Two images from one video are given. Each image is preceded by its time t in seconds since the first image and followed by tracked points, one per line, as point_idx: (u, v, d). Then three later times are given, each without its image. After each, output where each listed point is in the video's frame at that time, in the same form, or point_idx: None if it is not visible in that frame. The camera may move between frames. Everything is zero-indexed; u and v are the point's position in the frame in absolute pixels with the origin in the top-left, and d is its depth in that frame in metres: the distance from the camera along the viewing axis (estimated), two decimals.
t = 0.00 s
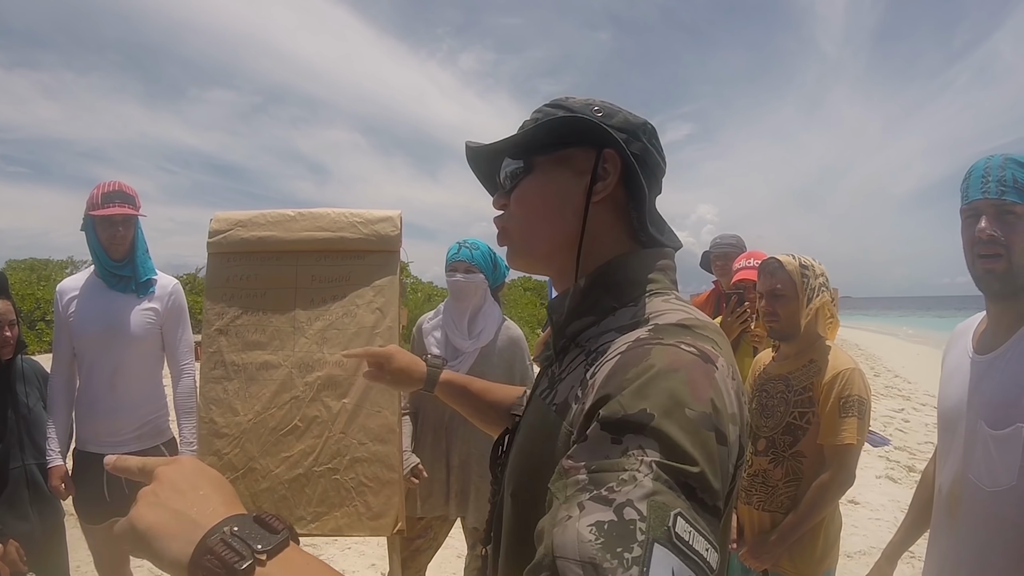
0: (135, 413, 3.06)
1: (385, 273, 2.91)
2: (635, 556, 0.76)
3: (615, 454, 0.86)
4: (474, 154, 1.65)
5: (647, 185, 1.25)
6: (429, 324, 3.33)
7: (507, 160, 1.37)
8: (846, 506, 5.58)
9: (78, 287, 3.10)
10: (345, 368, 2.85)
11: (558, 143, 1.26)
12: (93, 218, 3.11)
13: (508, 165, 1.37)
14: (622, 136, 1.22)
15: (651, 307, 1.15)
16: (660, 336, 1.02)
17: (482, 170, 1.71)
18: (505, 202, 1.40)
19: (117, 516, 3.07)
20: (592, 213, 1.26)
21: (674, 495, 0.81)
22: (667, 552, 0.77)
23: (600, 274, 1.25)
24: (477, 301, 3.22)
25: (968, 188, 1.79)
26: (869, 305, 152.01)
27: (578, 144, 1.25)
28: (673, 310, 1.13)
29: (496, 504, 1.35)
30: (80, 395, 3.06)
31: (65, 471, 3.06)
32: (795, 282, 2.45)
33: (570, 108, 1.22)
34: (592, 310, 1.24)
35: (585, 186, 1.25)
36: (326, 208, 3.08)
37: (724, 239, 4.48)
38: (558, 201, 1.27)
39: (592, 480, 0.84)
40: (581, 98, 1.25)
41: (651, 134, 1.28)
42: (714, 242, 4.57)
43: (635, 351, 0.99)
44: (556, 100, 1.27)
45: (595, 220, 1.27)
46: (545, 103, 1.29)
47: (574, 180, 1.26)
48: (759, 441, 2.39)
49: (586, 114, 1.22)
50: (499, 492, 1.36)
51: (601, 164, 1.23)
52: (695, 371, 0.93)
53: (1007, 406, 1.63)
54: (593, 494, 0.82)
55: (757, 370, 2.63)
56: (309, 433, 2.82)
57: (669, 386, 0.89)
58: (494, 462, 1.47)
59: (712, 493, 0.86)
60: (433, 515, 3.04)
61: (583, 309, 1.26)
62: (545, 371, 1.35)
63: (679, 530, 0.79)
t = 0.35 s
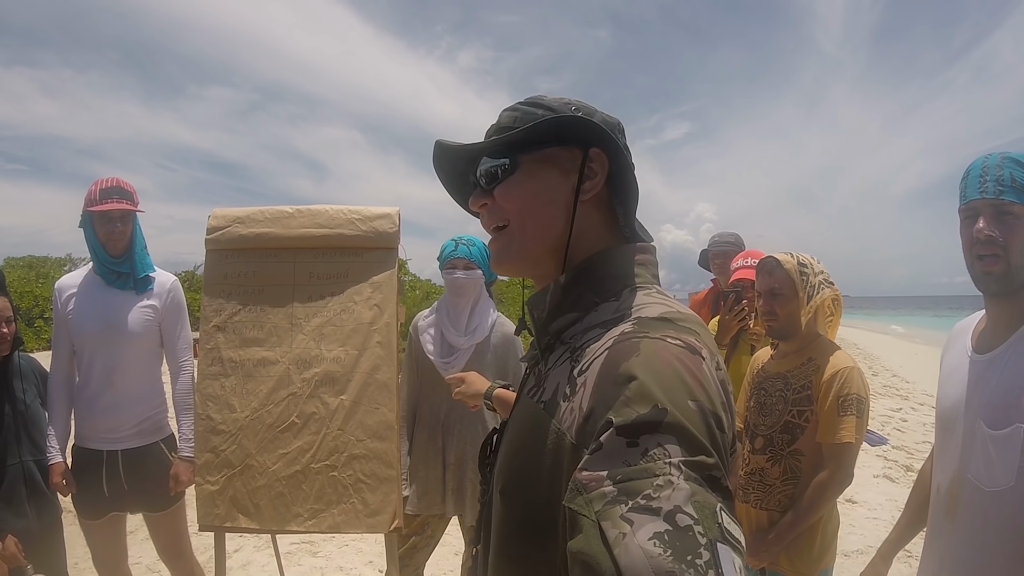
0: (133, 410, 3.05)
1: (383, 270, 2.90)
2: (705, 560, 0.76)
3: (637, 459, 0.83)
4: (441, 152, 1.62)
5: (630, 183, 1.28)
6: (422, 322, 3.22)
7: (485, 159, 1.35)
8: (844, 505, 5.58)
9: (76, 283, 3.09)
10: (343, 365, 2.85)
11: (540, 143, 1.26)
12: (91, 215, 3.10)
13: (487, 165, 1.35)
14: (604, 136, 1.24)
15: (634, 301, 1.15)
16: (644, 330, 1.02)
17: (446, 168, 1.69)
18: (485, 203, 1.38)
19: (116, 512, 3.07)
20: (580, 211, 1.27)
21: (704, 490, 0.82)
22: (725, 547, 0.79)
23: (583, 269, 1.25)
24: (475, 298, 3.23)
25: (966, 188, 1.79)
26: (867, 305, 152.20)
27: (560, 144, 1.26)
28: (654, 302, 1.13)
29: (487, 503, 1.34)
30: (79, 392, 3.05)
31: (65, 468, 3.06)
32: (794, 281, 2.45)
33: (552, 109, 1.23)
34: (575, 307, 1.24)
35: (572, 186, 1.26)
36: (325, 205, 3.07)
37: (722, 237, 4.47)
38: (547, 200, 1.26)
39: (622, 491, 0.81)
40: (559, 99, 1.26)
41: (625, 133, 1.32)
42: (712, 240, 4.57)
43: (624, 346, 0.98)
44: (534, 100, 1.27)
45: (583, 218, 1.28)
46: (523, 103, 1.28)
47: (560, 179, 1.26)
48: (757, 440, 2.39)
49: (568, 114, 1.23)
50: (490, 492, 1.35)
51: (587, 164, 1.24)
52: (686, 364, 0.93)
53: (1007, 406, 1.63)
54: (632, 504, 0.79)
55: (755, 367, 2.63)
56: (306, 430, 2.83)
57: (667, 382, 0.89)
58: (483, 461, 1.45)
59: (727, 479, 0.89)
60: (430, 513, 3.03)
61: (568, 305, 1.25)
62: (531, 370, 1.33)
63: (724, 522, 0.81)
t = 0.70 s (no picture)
0: (134, 408, 3.05)
1: (380, 268, 2.90)
2: (685, 563, 0.75)
3: (627, 459, 0.83)
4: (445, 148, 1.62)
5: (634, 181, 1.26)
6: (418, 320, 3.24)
7: (486, 156, 1.35)
8: (843, 501, 5.59)
9: (75, 283, 3.08)
10: (342, 364, 2.85)
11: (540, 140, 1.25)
12: (89, 214, 3.10)
13: (488, 161, 1.34)
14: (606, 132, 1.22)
15: (633, 300, 1.15)
16: (643, 331, 1.01)
17: (450, 164, 1.69)
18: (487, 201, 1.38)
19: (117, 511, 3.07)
20: (582, 211, 1.26)
21: (694, 492, 0.82)
22: (709, 552, 0.78)
23: (582, 268, 1.25)
24: (470, 295, 3.21)
25: (963, 185, 1.79)
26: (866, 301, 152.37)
27: (561, 142, 1.25)
28: (655, 302, 1.13)
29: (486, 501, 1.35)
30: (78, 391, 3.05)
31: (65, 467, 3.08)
32: (791, 277, 2.44)
33: (552, 106, 1.22)
34: (576, 306, 1.23)
35: (573, 183, 1.25)
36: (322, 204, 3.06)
37: (720, 234, 4.47)
38: (548, 200, 1.26)
39: (610, 490, 0.81)
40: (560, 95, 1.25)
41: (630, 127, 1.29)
42: (710, 237, 4.57)
43: (622, 345, 0.99)
44: (535, 96, 1.26)
45: (584, 217, 1.27)
46: (524, 99, 1.28)
47: (561, 179, 1.25)
48: (756, 436, 2.39)
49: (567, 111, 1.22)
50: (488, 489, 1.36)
51: (588, 162, 1.23)
52: (684, 365, 0.93)
53: (1004, 402, 1.63)
54: (618, 504, 0.80)
55: (753, 364, 2.63)
56: (305, 429, 2.83)
57: (665, 384, 0.89)
58: (482, 459, 1.45)
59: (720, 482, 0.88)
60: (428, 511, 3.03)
61: (567, 304, 1.25)
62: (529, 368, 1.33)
63: (711, 526, 0.80)
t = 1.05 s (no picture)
0: (131, 416, 3.06)
1: (375, 273, 2.92)
2: (638, 515, 0.77)
3: (611, 431, 0.87)
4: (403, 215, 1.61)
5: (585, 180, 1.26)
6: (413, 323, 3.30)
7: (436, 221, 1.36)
8: (840, 495, 5.62)
9: (72, 292, 3.09)
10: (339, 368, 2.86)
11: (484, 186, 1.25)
12: (86, 223, 3.11)
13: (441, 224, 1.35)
14: (542, 146, 1.22)
15: (634, 304, 1.17)
16: (647, 333, 1.03)
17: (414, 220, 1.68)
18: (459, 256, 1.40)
19: (117, 517, 3.08)
20: (543, 233, 1.28)
21: (671, 466, 0.83)
22: (669, 514, 0.78)
23: (577, 278, 1.26)
24: (459, 298, 3.21)
25: (953, 180, 1.82)
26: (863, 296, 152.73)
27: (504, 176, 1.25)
28: (657, 306, 1.14)
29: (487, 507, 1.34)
30: (76, 399, 3.06)
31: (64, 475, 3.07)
32: (779, 275, 2.46)
33: (483, 148, 1.23)
34: (576, 310, 1.24)
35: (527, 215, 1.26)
36: (316, 209, 3.07)
37: (713, 232, 4.49)
38: (506, 237, 1.28)
39: (588, 451, 0.85)
40: (482, 129, 1.24)
41: (563, 124, 1.28)
42: (703, 235, 4.58)
43: (626, 346, 1.00)
44: (457, 138, 1.26)
45: (548, 238, 1.28)
46: (450, 146, 1.28)
47: (512, 213, 1.26)
48: (748, 434, 2.41)
49: (498, 145, 1.22)
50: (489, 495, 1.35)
51: (533, 187, 1.24)
52: (683, 361, 0.95)
53: (996, 392, 1.65)
54: (589, 459, 0.84)
55: (744, 361, 2.65)
56: (304, 433, 2.84)
57: (661, 375, 0.91)
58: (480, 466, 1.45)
59: (709, 473, 0.87)
60: (425, 512, 3.05)
61: (567, 310, 1.25)
62: (531, 372, 1.34)
63: (679, 494, 0.80)
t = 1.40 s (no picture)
0: (130, 416, 3.06)
1: (375, 274, 2.92)
2: (666, 567, 0.78)
3: (631, 466, 0.88)
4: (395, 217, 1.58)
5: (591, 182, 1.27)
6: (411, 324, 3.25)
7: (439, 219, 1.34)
8: (839, 500, 5.62)
9: (72, 291, 3.09)
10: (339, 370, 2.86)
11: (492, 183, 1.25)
12: (87, 223, 3.11)
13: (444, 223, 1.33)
14: (549, 146, 1.23)
15: (640, 313, 1.18)
16: (657, 349, 1.04)
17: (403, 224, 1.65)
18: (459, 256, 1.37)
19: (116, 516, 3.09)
20: (551, 234, 1.28)
21: (690, 504, 0.84)
22: (693, 562, 0.80)
23: (583, 283, 1.27)
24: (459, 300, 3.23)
25: (955, 187, 1.82)
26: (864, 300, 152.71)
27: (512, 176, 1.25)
28: (663, 316, 1.15)
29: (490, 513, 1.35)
30: (76, 399, 3.06)
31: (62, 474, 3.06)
32: (778, 279, 2.47)
33: (491, 146, 1.23)
34: (580, 318, 1.24)
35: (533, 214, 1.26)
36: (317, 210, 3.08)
37: (713, 236, 4.50)
38: (515, 236, 1.26)
39: (608, 490, 0.86)
40: (490, 126, 1.25)
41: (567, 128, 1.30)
42: (704, 239, 4.59)
43: (636, 365, 1.01)
44: (464, 137, 1.26)
45: (556, 240, 1.28)
46: (455, 145, 1.28)
47: (522, 211, 1.26)
48: (746, 437, 2.42)
49: (506, 144, 1.23)
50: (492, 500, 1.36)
51: (543, 187, 1.24)
52: (695, 383, 0.96)
53: (995, 399, 1.66)
54: (612, 502, 0.84)
55: (744, 365, 2.65)
56: (305, 434, 2.84)
57: (676, 403, 0.92)
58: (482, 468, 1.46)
59: (724, 500, 0.89)
60: (424, 513, 3.05)
61: (571, 318, 1.26)
62: (533, 378, 1.35)
63: (701, 538, 0.82)
